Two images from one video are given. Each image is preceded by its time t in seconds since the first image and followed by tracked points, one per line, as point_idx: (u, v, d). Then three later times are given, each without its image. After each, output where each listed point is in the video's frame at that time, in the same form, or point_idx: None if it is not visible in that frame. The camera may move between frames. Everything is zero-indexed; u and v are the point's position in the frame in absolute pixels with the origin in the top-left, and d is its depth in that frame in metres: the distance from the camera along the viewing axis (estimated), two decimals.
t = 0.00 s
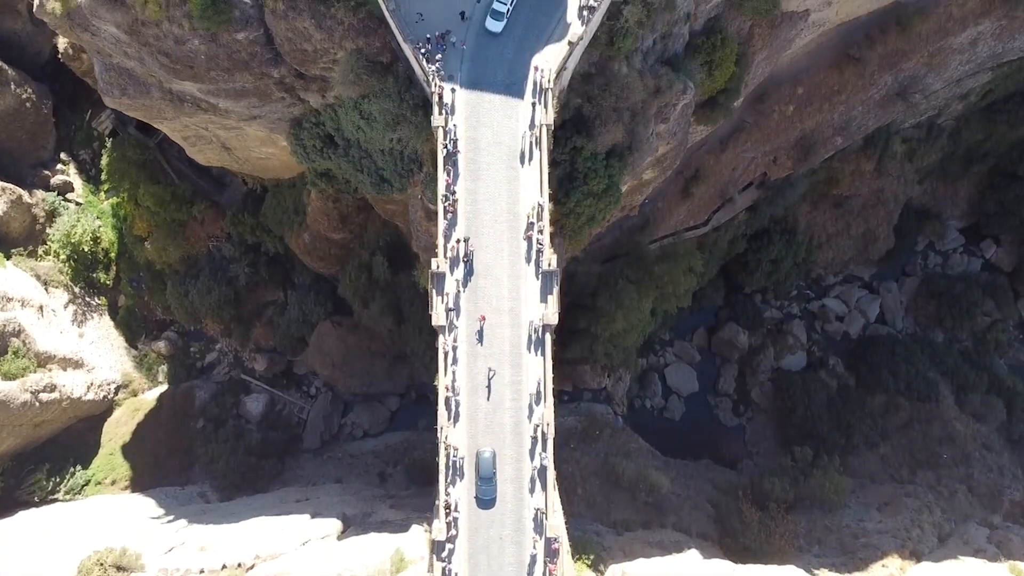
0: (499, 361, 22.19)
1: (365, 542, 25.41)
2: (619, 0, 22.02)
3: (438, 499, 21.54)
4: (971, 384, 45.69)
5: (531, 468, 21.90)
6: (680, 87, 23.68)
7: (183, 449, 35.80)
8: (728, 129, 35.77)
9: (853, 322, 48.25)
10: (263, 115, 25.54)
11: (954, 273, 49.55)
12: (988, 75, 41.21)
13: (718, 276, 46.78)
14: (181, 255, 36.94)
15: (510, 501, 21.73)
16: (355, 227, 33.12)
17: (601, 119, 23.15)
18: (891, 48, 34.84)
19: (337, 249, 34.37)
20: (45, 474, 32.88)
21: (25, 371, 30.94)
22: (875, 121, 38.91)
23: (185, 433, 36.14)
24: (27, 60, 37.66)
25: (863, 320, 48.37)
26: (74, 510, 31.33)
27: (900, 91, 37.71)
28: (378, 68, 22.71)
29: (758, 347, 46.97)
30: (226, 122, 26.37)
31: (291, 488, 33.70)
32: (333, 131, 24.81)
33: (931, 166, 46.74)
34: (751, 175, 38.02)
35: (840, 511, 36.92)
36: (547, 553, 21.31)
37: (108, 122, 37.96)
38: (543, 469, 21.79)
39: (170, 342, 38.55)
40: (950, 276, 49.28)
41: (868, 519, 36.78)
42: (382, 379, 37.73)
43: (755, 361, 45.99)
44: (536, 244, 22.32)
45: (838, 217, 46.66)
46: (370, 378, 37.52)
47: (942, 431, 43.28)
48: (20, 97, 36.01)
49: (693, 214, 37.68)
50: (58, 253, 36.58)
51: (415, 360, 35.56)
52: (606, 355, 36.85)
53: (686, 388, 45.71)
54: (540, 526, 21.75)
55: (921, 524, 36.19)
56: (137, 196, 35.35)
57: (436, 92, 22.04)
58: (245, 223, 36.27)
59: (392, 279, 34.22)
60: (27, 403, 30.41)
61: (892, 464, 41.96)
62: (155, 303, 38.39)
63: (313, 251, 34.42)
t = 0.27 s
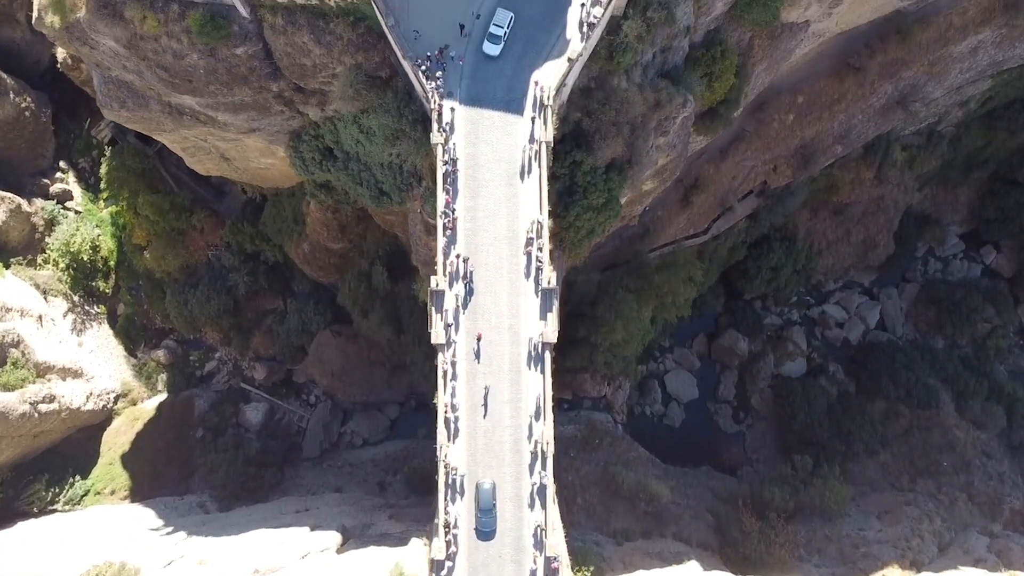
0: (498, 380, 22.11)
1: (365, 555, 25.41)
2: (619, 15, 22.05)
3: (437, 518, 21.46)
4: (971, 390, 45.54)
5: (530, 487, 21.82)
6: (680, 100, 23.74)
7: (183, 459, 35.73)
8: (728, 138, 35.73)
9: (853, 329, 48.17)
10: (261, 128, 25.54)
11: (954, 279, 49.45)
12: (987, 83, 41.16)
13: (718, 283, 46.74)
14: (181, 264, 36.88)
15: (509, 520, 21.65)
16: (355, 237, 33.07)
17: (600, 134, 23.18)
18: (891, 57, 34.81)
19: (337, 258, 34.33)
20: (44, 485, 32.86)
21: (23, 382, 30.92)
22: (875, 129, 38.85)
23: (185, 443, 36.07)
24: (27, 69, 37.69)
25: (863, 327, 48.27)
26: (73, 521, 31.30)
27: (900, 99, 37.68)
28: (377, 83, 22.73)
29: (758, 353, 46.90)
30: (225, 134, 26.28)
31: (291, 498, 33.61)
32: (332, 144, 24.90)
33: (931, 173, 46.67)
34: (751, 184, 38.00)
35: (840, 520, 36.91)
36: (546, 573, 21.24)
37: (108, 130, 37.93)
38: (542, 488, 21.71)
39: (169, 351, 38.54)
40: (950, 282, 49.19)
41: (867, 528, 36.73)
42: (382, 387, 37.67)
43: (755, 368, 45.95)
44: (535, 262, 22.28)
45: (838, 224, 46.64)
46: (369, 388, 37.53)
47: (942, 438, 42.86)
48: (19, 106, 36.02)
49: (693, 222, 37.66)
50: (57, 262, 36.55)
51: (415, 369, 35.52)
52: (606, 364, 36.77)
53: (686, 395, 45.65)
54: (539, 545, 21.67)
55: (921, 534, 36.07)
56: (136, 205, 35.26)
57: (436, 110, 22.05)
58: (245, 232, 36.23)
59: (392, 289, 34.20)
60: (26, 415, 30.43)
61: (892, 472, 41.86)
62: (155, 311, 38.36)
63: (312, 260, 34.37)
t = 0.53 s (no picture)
0: (497, 400, 22.05)
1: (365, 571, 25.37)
2: (619, 33, 22.17)
3: (436, 539, 21.39)
4: (971, 398, 45.39)
5: (530, 508, 21.75)
6: (680, 116, 23.76)
7: (182, 470, 35.65)
8: (728, 149, 35.70)
9: (853, 336, 48.10)
10: (260, 144, 25.70)
11: (954, 286, 49.40)
12: (988, 92, 41.08)
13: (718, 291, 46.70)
14: (181, 275, 36.83)
15: (508, 542, 21.57)
16: (354, 249, 33.07)
17: (600, 151, 23.29)
18: (891, 68, 34.72)
19: (336, 270, 34.33)
20: (43, 498, 32.80)
21: (22, 396, 30.86)
22: (875, 139, 38.83)
23: (184, 454, 36.00)
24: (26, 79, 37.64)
25: (863, 334, 48.20)
26: (71, 534, 31.24)
27: (900, 109, 37.66)
28: (376, 100, 23.03)
29: (758, 361, 46.86)
30: (224, 149, 26.34)
31: (291, 509, 33.56)
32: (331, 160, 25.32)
33: (931, 181, 46.62)
34: (751, 194, 38.01)
35: (841, 531, 36.88)
36: None
37: (107, 140, 37.86)
38: (542, 509, 21.65)
39: (169, 361, 38.51)
40: (950, 289, 49.13)
41: (868, 539, 36.65)
42: (381, 398, 37.66)
43: (755, 376, 45.91)
44: (535, 282, 22.26)
45: (837, 232, 46.64)
46: (368, 399, 37.54)
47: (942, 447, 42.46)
48: (18, 117, 35.96)
49: (692, 232, 37.66)
50: (56, 272, 36.44)
51: (414, 381, 35.53)
52: (605, 375, 36.69)
53: (686, 404, 45.61)
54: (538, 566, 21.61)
55: (921, 545, 36.01)
56: (135, 215, 35.14)
57: (436, 130, 22.08)
58: (244, 243, 36.18)
59: (391, 300, 34.22)
60: (24, 428, 30.35)
61: (892, 481, 41.80)
62: (154, 322, 38.33)
63: (312, 271, 34.35)
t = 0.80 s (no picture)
0: (497, 421, 21.95)
1: None
2: (619, 51, 22.34)
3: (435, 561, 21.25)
4: (971, 406, 45.18)
5: (529, 530, 21.61)
6: (679, 132, 23.98)
7: (181, 481, 35.55)
8: (728, 159, 35.68)
9: (854, 344, 47.96)
10: (259, 159, 25.80)
11: (954, 293, 49.27)
12: (988, 101, 41.02)
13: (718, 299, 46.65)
14: (180, 285, 36.77)
15: (508, 564, 21.42)
16: (354, 260, 33.06)
17: (599, 168, 23.26)
18: (891, 79, 34.64)
19: (336, 281, 34.31)
20: (42, 510, 32.77)
21: (21, 409, 30.92)
22: (875, 148, 38.78)
23: (184, 465, 35.90)
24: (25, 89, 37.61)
25: (863, 342, 48.04)
26: (71, 546, 31.25)
27: (900, 119, 37.63)
28: (375, 118, 23.07)
29: (758, 369, 46.77)
30: (222, 163, 26.44)
31: (290, 521, 33.49)
32: (330, 175, 25.33)
33: (931, 188, 46.57)
34: (751, 204, 38.00)
35: (841, 542, 36.81)
36: None
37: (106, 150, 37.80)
38: (541, 531, 21.52)
39: (168, 372, 38.45)
40: (950, 296, 48.99)
41: (868, 550, 36.59)
42: (380, 409, 37.63)
43: (755, 384, 45.83)
44: (534, 303, 22.25)
45: (837, 240, 46.62)
46: (368, 410, 37.51)
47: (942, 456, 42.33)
48: (16, 127, 35.92)
49: (692, 243, 37.67)
50: (55, 282, 36.36)
51: (413, 392, 35.48)
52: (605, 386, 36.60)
53: (685, 412, 45.54)
54: None
55: (921, 556, 35.95)
56: (135, 226, 35.03)
57: (436, 151, 22.11)
58: (244, 253, 36.15)
59: (391, 311, 34.19)
60: (23, 441, 30.41)
61: (892, 490, 41.71)
62: (154, 332, 38.30)
63: (311, 283, 34.29)
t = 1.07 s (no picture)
0: (497, 439, 21.89)
1: None
2: (619, 66, 22.30)
3: None
4: (971, 413, 45.04)
5: (529, 548, 21.57)
6: (678, 147, 24.24)
7: (179, 491, 35.45)
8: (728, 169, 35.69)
9: (853, 350, 47.84)
10: (260, 172, 26.04)
11: (954, 299, 49.19)
12: (988, 109, 40.98)
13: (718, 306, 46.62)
14: (179, 294, 36.75)
15: None
16: (353, 271, 33.12)
17: (599, 184, 23.47)
18: (891, 88, 34.61)
19: (336, 291, 34.38)
20: (42, 521, 32.75)
21: (20, 421, 31.01)
22: (875, 157, 38.75)
23: (183, 474, 35.81)
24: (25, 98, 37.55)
25: (863, 348, 47.94)
26: (70, 557, 31.27)
27: (900, 128, 37.60)
28: (374, 134, 23.34)
29: (758, 376, 46.68)
30: (222, 176, 26.69)
31: (290, 531, 33.44)
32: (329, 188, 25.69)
33: (931, 195, 46.55)
34: (751, 214, 38.04)
35: (841, 552, 36.74)
36: None
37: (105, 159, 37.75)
38: (541, 549, 21.50)
39: (167, 381, 38.38)
40: (950, 302, 48.88)
41: (868, 560, 36.55)
42: (380, 418, 37.64)
43: (755, 392, 45.71)
44: (534, 321, 22.25)
45: (837, 247, 46.61)
46: (367, 419, 37.51)
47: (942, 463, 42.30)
48: (16, 136, 35.86)
49: (691, 252, 37.73)
50: (54, 291, 36.30)
51: (412, 402, 35.44)
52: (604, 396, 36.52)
53: (685, 419, 45.50)
54: None
55: (921, 565, 35.93)
56: (134, 235, 34.94)
57: (435, 170, 22.18)
58: (243, 263, 36.15)
59: (390, 321, 34.16)
60: (22, 453, 30.48)
61: (892, 497, 41.65)
62: (153, 341, 38.27)
63: (310, 293, 34.33)
